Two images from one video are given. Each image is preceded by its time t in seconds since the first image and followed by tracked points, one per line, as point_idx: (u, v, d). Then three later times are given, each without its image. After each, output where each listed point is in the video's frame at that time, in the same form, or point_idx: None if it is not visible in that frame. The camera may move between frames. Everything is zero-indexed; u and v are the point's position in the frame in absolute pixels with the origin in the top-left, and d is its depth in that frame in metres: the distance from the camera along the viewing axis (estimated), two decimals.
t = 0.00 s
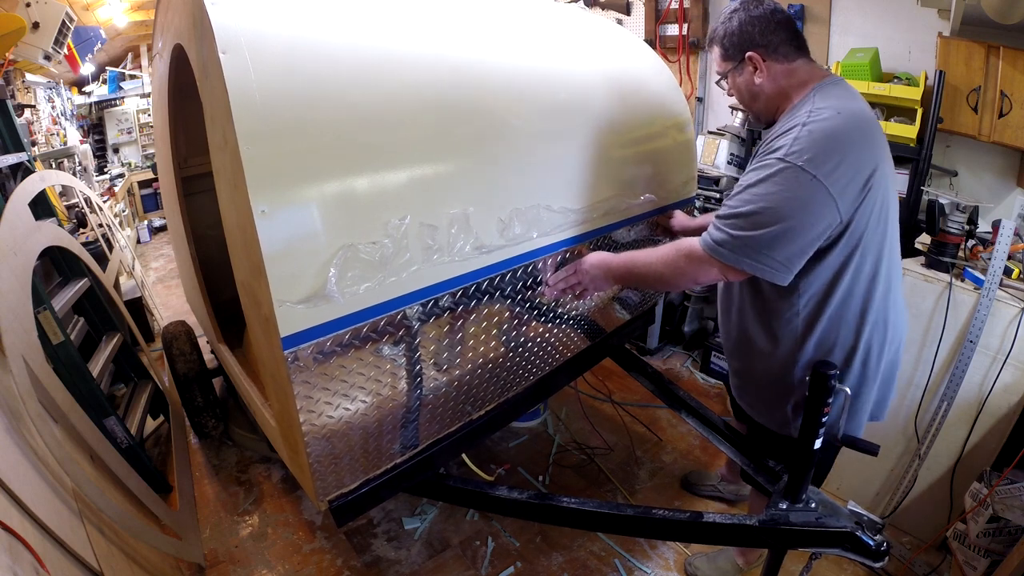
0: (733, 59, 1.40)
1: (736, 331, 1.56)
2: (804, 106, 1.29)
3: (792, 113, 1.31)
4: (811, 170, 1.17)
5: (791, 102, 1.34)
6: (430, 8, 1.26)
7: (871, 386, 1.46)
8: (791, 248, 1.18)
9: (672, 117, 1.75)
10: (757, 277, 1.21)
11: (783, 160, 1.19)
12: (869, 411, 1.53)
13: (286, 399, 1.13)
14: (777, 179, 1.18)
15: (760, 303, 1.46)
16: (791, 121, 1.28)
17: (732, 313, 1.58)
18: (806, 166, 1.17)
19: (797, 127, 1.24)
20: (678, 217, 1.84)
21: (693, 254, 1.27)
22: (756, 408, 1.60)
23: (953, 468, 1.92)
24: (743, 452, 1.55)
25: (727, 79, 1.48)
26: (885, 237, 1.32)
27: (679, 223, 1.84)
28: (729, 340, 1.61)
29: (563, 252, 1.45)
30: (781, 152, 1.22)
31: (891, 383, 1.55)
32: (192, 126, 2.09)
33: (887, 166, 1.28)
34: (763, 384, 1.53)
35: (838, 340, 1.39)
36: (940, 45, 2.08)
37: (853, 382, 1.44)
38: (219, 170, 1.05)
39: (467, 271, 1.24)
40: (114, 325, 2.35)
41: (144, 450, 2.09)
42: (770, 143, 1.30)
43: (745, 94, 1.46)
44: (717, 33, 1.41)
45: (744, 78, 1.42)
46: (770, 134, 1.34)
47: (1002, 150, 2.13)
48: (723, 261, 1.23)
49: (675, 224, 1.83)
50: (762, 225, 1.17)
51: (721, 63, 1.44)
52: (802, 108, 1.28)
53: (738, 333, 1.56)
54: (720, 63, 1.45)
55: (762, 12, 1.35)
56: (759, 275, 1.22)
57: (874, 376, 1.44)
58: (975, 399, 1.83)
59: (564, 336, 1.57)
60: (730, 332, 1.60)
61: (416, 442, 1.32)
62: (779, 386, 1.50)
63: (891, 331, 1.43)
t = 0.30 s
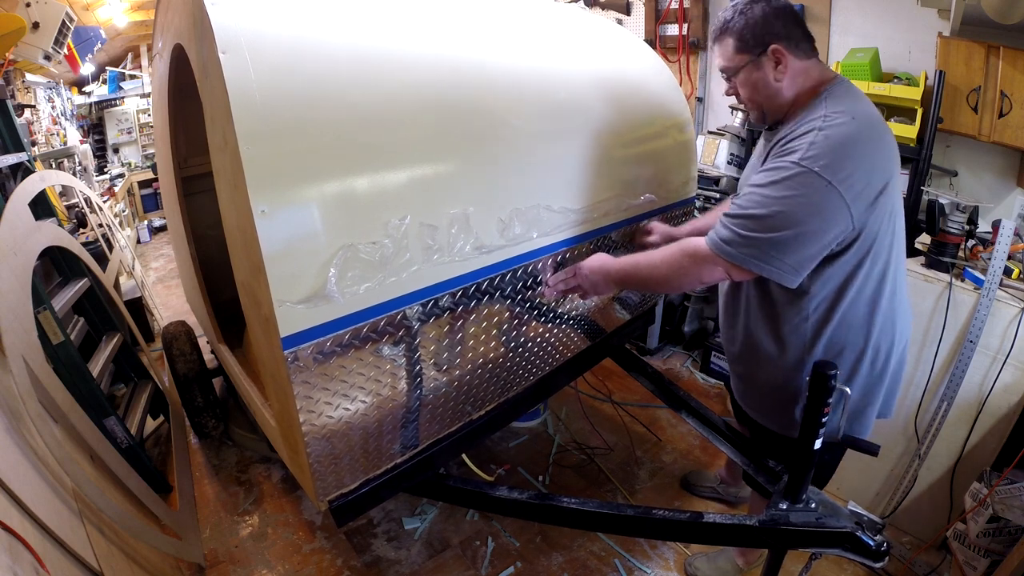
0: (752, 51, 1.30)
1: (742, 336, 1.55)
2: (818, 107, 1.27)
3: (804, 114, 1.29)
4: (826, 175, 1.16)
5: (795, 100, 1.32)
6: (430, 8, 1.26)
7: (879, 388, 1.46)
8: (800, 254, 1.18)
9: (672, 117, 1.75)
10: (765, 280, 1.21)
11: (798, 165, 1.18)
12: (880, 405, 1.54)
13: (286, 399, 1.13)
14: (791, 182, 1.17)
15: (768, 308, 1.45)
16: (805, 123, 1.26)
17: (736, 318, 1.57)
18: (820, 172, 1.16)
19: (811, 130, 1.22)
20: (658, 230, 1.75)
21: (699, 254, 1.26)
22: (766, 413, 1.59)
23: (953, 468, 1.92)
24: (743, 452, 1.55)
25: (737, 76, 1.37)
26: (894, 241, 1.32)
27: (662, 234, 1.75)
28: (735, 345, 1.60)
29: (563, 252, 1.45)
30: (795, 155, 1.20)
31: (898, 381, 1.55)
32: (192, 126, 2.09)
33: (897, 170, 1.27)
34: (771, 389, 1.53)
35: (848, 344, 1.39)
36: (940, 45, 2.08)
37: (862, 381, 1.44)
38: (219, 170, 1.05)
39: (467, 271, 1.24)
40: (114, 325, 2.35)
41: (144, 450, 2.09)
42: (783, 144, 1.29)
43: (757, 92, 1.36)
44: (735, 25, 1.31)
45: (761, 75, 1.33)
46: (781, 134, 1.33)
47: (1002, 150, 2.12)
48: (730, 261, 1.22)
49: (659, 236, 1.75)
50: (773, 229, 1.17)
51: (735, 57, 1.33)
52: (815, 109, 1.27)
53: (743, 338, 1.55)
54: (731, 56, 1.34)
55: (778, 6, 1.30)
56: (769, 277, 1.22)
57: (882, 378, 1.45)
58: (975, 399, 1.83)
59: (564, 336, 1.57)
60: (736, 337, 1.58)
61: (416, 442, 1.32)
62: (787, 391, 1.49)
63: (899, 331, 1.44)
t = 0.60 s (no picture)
0: (770, 53, 1.20)
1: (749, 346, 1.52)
2: (839, 113, 1.23)
3: (823, 119, 1.25)
4: (857, 192, 1.13)
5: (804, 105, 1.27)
6: (431, 8, 1.27)
7: (891, 388, 1.47)
8: (822, 270, 1.17)
9: (672, 117, 1.75)
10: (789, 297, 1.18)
11: (829, 179, 1.14)
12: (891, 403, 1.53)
13: (286, 399, 1.13)
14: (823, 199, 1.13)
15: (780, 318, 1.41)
16: (826, 130, 1.22)
17: (741, 326, 1.54)
18: (852, 188, 1.12)
19: (837, 141, 1.18)
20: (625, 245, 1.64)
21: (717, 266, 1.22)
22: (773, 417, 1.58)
23: (953, 468, 1.92)
24: (743, 452, 1.55)
25: (749, 79, 1.25)
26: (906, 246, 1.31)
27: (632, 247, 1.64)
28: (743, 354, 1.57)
29: (563, 252, 1.45)
30: (825, 168, 1.16)
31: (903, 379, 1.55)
32: (192, 126, 2.09)
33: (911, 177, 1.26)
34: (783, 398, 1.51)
35: (862, 351, 1.38)
36: (940, 45, 2.08)
37: (873, 385, 1.44)
38: (219, 170, 1.05)
39: (468, 272, 1.24)
40: (114, 325, 2.35)
41: (144, 450, 2.09)
42: (803, 152, 1.24)
43: (769, 96, 1.27)
44: (752, 23, 1.20)
45: (775, 78, 1.23)
46: (798, 140, 1.28)
47: (1002, 150, 2.12)
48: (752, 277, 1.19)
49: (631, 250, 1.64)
50: (798, 246, 1.14)
51: (749, 58, 1.22)
52: (835, 116, 1.22)
53: (750, 349, 1.52)
54: (745, 57, 1.23)
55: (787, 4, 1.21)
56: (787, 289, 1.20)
57: (894, 377, 1.46)
58: (975, 399, 1.83)
59: (563, 336, 1.57)
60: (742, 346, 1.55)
61: (416, 442, 1.32)
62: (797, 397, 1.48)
63: (906, 332, 1.44)
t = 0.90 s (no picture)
0: (792, 48, 1.20)
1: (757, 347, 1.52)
2: (857, 111, 1.21)
3: (849, 115, 1.23)
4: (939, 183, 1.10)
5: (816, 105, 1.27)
6: (431, 8, 1.27)
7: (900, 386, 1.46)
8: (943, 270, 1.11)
9: (672, 117, 1.75)
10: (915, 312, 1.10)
11: (911, 176, 1.09)
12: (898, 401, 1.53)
13: (286, 398, 1.13)
14: (916, 197, 1.08)
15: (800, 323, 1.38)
16: (865, 124, 1.19)
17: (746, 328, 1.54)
18: (935, 180, 1.09)
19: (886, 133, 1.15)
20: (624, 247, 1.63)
21: (871, 306, 1.11)
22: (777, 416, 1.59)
23: (953, 468, 1.92)
24: (743, 451, 1.55)
25: (768, 73, 1.24)
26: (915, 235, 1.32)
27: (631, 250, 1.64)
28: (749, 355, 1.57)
29: (562, 252, 1.45)
30: (895, 163, 1.11)
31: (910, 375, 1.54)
32: (192, 126, 2.09)
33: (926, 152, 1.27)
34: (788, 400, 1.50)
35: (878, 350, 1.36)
36: (940, 45, 2.08)
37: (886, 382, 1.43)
38: (219, 170, 1.05)
39: (468, 272, 1.24)
40: (114, 325, 2.35)
41: (144, 450, 2.09)
42: (847, 149, 1.20)
43: (787, 94, 1.26)
44: (775, 17, 1.19)
45: (794, 77, 1.23)
46: (830, 137, 1.25)
47: (1002, 150, 2.12)
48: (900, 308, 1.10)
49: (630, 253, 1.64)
50: (920, 259, 1.08)
51: (769, 53, 1.21)
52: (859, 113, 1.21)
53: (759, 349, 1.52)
54: (765, 51, 1.22)
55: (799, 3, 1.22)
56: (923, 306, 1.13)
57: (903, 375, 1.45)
58: (975, 399, 1.83)
59: (563, 336, 1.57)
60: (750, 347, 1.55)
61: (416, 442, 1.32)
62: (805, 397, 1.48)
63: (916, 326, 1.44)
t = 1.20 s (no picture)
0: (801, 41, 1.20)
1: (758, 347, 1.51)
2: (859, 107, 1.25)
3: (853, 109, 1.26)
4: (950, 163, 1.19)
5: (818, 103, 1.27)
6: (431, 8, 1.27)
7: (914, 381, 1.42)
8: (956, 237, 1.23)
9: (672, 117, 1.75)
10: (952, 285, 1.17)
11: (935, 161, 1.15)
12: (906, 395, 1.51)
13: (286, 398, 1.13)
14: (943, 179, 1.15)
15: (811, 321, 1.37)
16: (874, 115, 1.23)
17: (746, 329, 1.53)
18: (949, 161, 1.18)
19: (897, 122, 1.19)
20: (624, 249, 1.60)
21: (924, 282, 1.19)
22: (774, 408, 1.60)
23: (953, 468, 1.92)
24: (743, 451, 1.55)
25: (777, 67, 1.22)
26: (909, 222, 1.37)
27: (632, 252, 1.61)
28: (749, 356, 1.55)
29: (562, 253, 1.44)
30: (916, 149, 1.16)
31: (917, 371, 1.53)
32: (192, 126, 2.09)
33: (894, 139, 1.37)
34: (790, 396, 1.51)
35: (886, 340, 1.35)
36: (940, 45, 2.08)
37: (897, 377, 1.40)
38: (219, 170, 1.05)
39: (468, 272, 1.24)
40: (114, 325, 2.35)
41: (144, 450, 2.09)
42: (861, 139, 1.23)
43: (794, 89, 1.24)
44: (786, 12, 1.18)
45: (803, 72, 1.22)
46: (839, 129, 1.27)
47: (1002, 150, 2.12)
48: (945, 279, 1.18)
49: (631, 255, 1.61)
50: (954, 234, 1.16)
51: (780, 47, 1.20)
52: (863, 108, 1.25)
53: (759, 349, 1.51)
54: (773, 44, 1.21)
55: None
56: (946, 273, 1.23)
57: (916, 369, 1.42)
58: (975, 399, 1.83)
59: (563, 337, 1.57)
60: (750, 348, 1.54)
61: (416, 442, 1.32)
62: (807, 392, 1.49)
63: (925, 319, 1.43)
